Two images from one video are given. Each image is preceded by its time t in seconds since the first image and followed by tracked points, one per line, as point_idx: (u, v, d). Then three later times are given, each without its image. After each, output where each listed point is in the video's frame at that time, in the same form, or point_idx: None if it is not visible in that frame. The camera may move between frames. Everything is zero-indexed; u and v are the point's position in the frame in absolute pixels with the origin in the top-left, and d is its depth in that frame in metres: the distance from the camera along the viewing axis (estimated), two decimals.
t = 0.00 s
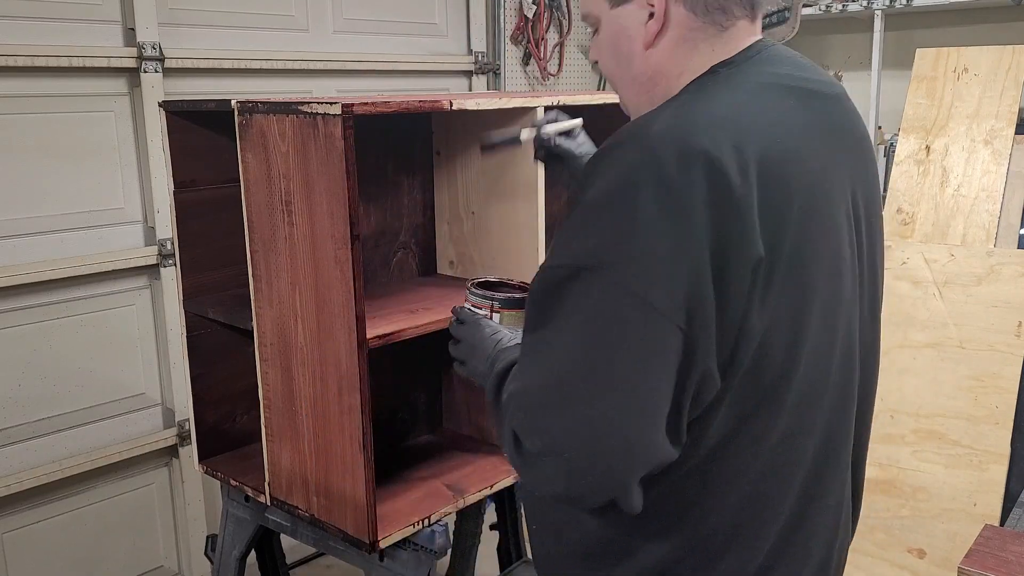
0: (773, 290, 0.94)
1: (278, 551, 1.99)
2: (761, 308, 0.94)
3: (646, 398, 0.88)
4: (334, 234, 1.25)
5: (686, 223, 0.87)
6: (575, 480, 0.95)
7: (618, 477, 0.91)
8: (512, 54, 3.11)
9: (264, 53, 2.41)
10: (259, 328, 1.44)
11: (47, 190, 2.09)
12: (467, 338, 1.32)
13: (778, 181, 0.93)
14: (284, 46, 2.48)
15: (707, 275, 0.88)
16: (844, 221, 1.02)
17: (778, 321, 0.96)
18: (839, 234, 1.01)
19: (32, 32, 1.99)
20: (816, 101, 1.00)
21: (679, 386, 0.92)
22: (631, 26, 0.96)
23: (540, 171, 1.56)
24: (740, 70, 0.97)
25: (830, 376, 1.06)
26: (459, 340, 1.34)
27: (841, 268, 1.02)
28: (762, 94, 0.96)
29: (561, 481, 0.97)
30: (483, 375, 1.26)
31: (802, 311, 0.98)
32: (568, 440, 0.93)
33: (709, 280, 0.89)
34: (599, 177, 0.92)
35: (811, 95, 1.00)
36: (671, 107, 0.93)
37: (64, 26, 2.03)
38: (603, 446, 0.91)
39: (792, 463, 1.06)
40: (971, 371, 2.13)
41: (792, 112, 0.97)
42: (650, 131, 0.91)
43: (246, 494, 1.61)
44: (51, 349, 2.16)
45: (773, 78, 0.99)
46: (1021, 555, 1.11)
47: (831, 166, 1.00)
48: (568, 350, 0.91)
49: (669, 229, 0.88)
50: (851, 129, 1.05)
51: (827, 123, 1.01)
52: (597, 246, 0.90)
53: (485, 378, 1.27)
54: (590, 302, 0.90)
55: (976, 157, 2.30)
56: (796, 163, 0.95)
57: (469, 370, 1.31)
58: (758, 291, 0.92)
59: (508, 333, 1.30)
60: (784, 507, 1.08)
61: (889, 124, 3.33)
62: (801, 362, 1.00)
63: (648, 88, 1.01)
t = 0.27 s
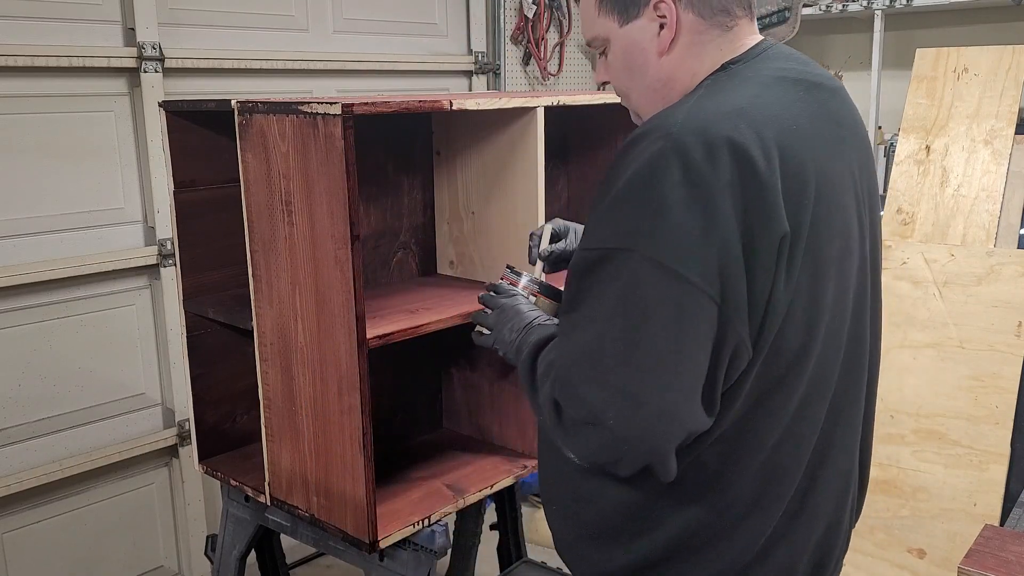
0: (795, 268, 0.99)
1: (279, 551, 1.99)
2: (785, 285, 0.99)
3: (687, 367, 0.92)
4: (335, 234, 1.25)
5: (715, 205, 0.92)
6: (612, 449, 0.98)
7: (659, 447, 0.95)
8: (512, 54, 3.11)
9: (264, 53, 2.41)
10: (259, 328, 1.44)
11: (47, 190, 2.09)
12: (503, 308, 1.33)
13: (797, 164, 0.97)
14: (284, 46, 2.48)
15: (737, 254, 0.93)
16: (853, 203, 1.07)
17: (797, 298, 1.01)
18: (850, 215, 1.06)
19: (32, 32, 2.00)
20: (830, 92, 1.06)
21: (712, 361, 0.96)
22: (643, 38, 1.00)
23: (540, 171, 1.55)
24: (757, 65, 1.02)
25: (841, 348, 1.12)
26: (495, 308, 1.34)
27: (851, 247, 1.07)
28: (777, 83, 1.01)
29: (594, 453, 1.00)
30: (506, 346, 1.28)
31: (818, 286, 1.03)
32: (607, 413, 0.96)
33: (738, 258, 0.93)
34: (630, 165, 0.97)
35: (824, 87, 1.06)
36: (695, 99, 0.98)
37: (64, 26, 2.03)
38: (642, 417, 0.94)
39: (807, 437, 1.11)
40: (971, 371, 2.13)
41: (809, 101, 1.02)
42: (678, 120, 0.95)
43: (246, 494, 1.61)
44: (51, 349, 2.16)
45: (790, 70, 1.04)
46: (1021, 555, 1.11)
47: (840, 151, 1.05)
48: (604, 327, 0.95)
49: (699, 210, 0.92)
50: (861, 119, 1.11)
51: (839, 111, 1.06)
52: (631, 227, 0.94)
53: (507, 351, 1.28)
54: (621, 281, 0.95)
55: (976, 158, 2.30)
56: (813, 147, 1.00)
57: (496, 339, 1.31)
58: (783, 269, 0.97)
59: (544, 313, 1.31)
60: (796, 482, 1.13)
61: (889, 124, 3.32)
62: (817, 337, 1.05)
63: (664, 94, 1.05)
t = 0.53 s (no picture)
0: (782, 276, 0.98)
1: (279, 551, 1.99)
2: (769, 292, 0.98)
3: (654, 372, 0.94)
4: (334, 234, 1.25)
5: (697, 211, 0.93)
6: (576, 442, 1.02)
7: (620, 446, 0.98)
8: (512, 54, 3.11)
9: (264, 54, 2.41)
10: (259, 328, 1.44)
11: (48, 190, 2.09)
12: (477, 297, 1.38)
13: (790, 172, 0.97)
14: (284, 46, 2.48)
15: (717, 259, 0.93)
16: (850, 212, 1.07)
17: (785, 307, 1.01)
18: (846, 224, 1.05)
19: (32, 32, 2.00)
20: (831, 100, 1.06)
21: (684, 366, 0.97)
22: (660, 19, 1.01)
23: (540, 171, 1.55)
24: (762, 70, 1.01)
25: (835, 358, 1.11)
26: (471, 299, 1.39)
27: (847, 256, 1.07)
28: (778, 89, 1.00)
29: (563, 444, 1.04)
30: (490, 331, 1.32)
31: (809, 295, 1.02)
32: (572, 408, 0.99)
33: (718, 264, 0.93)
34: (621, 159, 0.98)
35: (827, 95, 1.05)
36: (692, 100, 0.98)
37: (64, 26, 2.03)
38: (602, 414, 0.97)
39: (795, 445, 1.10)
40: (971, 371, 2.13)
41: (809, 109, 1.02)
42: (670, 120, 0.96)
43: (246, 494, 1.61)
44: (52, 349, 2.16)
45: (794, 76, 1.03)
46: (1021, 555, 1.11)
47: (837, 161, 1.04)
48: (580, 324, 0.97)
49: (681, 215, 0.93)
50: (864, 128, 1.10)
51: (839, 120, 1.05)
52: (613, 227, 0.95)
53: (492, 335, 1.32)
54: (600, 282, 0.96)
55: (976, 158, 2.30)
56: (808, 155, 0.99)
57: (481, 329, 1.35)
58: (767, 277, 0.97)
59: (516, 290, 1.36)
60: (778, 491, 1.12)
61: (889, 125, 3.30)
62: (806, 345, 1.04)
63: (668, 79, 1.06)
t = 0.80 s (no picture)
0: (772, 274, 0.99)
1: (279, 551, 1.99)
2: (760, 291, 0.99)
3: (645, 369, 0.93)
4: (334, 234, 1.25)
5: (687, 208, 0.92)
6: (567, 442, 1.01)
7: (613, 447, 0.98)
8: (512, 54, 3.11)
9: (264, 54, 2.41)
10: (259, 328, 1.44)
11: (48, 190, 2.09)
12: (479, 317, 1.39)
13: (780, 171, 0.97)
14: (284, 46, 2.48)
15: (708, 255, 0.93)
16: (842, 212, 1.07)
17: (775, 305, 1.01)
18: (838, 224, 1.06)
19: (33, 32, 2.00)
20: (825, 99, 1.06)
21: (677, 364, 0.97)
22: (651, 14, 1.01)
23: (540, 171, 1.55)
24: (754, 67, 1.01)
25: (829, 357, 1.11)
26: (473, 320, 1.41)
27: (838, 256, 1.07)
28: (772, 88, 1.00)
29: (555, 445, 1.04)
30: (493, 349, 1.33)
31: (798, 293, 1.02)
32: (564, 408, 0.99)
33: (708, 261, 0.93)
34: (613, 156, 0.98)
35: (821, 95, 1.06)
36: (682, 96, 0.98)
37: (64, 26, 2.04)
38: (596, 412, 0.96)
39: (788, 445, 1.10)
40: (971, 371, 2.13)
41: (801, 107, 1.02)
42: (660, 117, 0.96)
43: (246, 494, 1.61)
44: (52, 349, 2.16)
45: (787, 74, 1.03)
46: (1021, 556, 1.11)
47: (829, 160, 1.04)
48: (570, 321, 0.97)
49: (672, 212, 0.93)
50: (857, 128, 1.11)
51: (831, 120, 1.06)
52: (603, 224, 0.95)
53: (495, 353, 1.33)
54: (589, 279, 0.96)
55: (976, 158, 2.30)
56: (798, 154, 1.00)
57: (483, 348, 1.36)
58: (758, 275, 0.97)
59: (519, 308, 1.36)
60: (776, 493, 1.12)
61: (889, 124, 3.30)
62: (797, 344, 1.05)
63: (659, 75, 1.06)
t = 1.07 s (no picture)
0: (780, 273, 0.99)
1: (279, 551, 1.99)
2: (768, 290, 0.99)
3: (657, 368, 0.93)
4: (334, 233, 1.25)
5: (698, 206, 0.92)
6: (577, 440, 1.01)
7: (623, 445, 0.97)
8: (512, 54, 3.11)
9: (264, 54, 2.41)
10: (259, 328, 1.44)
11: (47, 190, 2.09)
12: (483, 315, 1.39)
13: (788, 171, 0.98)
14: (284, 46, 2.48)
15: (718, 254, 0.93)
16: (848, 212, 1.07)
17: (782, 304, 1.02)
18: (844, 223, 1.06)
19: (32, 32, 2.00)
20: (832, 100, 1.06)
21: (686, 363, 0.97)
22: (657, 13, 1.01)
23: (540, 171, 1.55)
24: (761, 67, 1.01)
25: (834, 357, 1.12)
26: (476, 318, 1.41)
27: (844, 255, 1.07)
28: (781, 88, 1.01)
29: (565, 443, 1.03)
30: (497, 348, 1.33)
31: (805, 292, 1.02)
32: (573, 408, 0.99)
33: (718, 260, 0.93)
34: (623, 155, 0.98)
35: (828, 95, 1.06)
36: (690, 96, 0.98)
37: (64, 26, 2.04)
38: (607, 411, 0.96)
39: (794, 444, 1.11)
40: (971, 371, 2.13)
41: (808, 108, 1.02)
42: (669, 116, 0.96)
43: (246, 494, 1.61)
44: (52, 349, 2.16)
45: (794, 74, 1.03)
46: (1021, 555, 1.11)
47: (835, 161, 1.04)
48: (580, 319, 0.97)
49: (682, 210, 0.93)
50: (863, 128, 1.11)
51: (838, 121, 1.06)
52: (613, 223, 0.95)
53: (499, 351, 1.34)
54: (599, 278, 0.96)
55: (976, 158, 2.31)
56: (806, 154, 1.00)
57: (487, 346, 1.37)
58: (767, 275, 0.97)
59: (521, 307, 1.35)
60: (780, 493, 1.12)
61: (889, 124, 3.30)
62: (803, 343, 1.05)
63: (665, 74, 1.06)
